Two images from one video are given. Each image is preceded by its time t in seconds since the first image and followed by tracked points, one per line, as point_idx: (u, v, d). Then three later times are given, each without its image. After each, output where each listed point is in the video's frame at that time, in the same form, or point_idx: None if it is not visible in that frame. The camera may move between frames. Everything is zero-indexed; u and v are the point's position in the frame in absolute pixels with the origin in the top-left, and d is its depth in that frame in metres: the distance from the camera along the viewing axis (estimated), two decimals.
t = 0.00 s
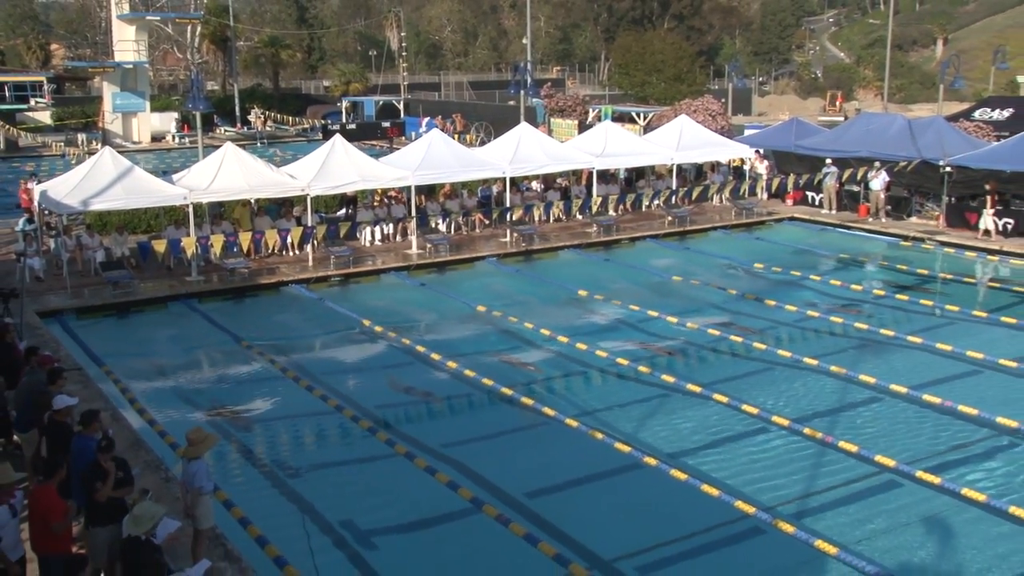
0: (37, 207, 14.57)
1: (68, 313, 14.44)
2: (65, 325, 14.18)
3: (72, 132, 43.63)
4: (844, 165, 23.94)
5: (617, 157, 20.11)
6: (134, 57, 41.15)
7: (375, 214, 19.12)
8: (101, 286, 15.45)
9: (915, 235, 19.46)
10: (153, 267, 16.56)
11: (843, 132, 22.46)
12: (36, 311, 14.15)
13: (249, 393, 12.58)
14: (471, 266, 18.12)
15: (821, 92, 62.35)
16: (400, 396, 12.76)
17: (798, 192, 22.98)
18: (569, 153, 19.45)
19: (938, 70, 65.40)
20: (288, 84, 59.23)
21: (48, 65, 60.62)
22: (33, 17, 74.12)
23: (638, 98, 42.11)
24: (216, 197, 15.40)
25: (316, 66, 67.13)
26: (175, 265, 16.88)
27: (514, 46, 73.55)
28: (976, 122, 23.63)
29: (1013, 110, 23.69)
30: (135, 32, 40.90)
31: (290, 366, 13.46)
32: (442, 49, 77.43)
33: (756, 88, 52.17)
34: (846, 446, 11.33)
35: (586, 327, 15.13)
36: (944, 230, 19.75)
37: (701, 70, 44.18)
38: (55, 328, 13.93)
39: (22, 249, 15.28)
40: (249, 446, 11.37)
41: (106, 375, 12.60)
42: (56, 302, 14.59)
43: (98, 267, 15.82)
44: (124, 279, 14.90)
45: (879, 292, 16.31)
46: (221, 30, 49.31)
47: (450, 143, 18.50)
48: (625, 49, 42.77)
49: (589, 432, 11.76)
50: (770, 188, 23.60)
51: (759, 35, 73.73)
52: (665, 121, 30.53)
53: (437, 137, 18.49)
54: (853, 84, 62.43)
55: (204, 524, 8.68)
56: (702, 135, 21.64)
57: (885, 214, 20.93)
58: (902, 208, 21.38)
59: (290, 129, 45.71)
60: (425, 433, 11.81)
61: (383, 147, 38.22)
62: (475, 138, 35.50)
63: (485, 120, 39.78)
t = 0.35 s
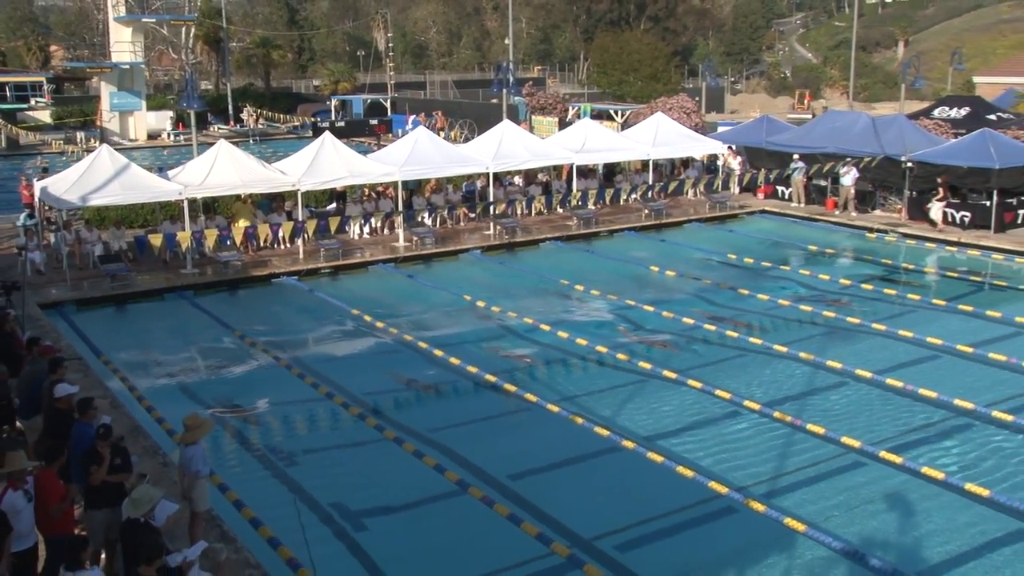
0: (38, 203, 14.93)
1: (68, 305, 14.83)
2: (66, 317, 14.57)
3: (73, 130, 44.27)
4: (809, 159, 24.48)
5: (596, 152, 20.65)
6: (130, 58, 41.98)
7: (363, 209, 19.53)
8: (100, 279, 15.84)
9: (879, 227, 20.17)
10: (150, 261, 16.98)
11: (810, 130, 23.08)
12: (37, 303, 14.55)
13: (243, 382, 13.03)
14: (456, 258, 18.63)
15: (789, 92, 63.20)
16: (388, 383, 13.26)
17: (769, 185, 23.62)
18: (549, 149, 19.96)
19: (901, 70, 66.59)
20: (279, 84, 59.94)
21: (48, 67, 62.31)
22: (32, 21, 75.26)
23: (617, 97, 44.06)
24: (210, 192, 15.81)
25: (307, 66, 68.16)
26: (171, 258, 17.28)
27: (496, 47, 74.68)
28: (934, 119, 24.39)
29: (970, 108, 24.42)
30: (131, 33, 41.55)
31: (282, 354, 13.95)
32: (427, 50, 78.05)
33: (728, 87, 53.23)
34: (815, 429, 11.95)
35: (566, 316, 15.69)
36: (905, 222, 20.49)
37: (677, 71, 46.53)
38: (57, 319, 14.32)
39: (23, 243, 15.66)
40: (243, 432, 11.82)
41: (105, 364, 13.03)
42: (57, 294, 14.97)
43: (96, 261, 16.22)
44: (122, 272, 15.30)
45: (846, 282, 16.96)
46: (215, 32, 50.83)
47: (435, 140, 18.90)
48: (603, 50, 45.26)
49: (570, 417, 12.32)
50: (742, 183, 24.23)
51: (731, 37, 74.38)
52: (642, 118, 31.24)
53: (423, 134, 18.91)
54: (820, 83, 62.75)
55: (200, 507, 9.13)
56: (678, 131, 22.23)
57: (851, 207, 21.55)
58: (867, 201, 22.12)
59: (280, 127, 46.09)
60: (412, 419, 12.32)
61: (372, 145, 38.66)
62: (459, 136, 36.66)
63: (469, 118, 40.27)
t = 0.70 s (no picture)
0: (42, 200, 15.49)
1: (71, 296, 15.42)
2: (70, 308, 15.15)
3: (75, 129, 45.17)
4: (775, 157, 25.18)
5: (574, 150, 21.36)
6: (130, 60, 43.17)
7: (352, 204, 20.15)
8: (101, 272, 16.49)
9: (842, 221, 20.97)
10: (149, 255, 17.63)
11: (777, 127, 23.77)
12: (41, 295, 15.15)
13: (238, 370, 13.61)
14: (441, 251, 19.28)
15: (757, 92, 64.54)
16: (376, 370, 13.87)
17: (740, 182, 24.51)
18: (529, 146, 20.62)
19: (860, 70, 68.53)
20: (270, 84, 60.92)
21: (50, 70, 63.51)
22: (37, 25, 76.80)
23: (593, 96, 48.67)
24: (206, 188, 16.32)
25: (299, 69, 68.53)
26: (169, 252, 17.92)
27: (480, 48, 76.28)
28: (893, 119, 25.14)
29: (925, 109, 25.09)
30: (131, 37, 43.11)
31: (275, 343, 14.55)
32: (412, 53, 78.83)
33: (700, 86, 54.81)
34: (781, 412, 12.66)
35: (547, 307, 16.37)
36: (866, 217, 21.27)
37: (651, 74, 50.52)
38: (61, 310, 14.89)
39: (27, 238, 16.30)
40: (239, 419, 12.38)
41: (106, 353, 13.59)
42: (61, 287, 15.58)
43: (97, 255, 16.85)
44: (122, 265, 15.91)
45: (813, 273, 17.73)
46: (210, 36, 52.11)
47: (422, 139, 19.43)
48: (581, 53, 49.44)
49: (550, 402, 12.98)
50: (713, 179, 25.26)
51: (702, 40, 75.17)
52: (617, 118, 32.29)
53: (410, 133, 19.41)
54: (786, 86, 64.34)
55: (197, 489, 9.66)
56: (652, 131, 22.89)
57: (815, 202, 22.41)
58: (830, 196, 22.99)
59: (273, 125, 46.77)
60: (400, 405, 12.94)
61: (360, 143, 39.44)
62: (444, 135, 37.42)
63: (456, 117, 41.11)
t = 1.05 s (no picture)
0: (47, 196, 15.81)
1: (77, 289, 16.04)
2: (75, 300, 15.71)
3: (79, 129, 45.98)
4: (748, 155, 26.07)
5: (556, 148, 22.03)
6: (132, 63, 44.10)
7: (344, 199, 20.79)
8: (105, 265, 17.13)
9: (809, 215, 21.81)
10: (150, 249, 18.28)
11: (751, 125, 24.59)
12: (48, 287, 15.77)
13: (237, 359, 14.20)
14: (429, 244, 19.93)
15: (730, 93, 65.72)
16: (367, 359, 14.50)
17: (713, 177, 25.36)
18: (512, 144, 21.28)
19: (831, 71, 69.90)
20: (263, 85, 61.73)
21: (56, 73, 64.48)
22: (43, 29, 77.98)
23: (574, 96, 49.81)
24: (204, 185, 16.85)
25: (293, 70, 68.19)
26: (169, 246, 18.57)
27: (466, 50, 77.29)
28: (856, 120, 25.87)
29: (887, 108, 25.58)
30: (132, 40, 43.94)
31: (271, 333, 15.17)
32: (402, 54, 79.48)
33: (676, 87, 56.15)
34: (754, 396, 13.36)
35: (531, 296, 17.06)
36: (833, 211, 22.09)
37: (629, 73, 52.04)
38: (67, 301, 15.46)
39: (35, 232, 16.94)
40: (237, 406, 12.94)
41: (112, 343, 14.17)
42: (67, 280, 16.14)
43: (101, 249, 17.50)
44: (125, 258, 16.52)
45: (784, 264, 18.51)
46: (208, 39, 53.14)
47: (411, 137, 20.05)
48: (561, 56, 50.14)
49: (533, 388, 13.66)
50: (688, 175, 26.23)
51: (677, 43, 75.81)
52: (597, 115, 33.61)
53: (399, 131, 20.04)
54: (758, 87, 65.27)
55: (197, 472, 10.22)
56: (632, 130, 23.61)
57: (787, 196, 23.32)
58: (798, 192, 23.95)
59: (269, 125, 47.39)
60: (391, 391, 13.55)
61: (352, 142, 40.14)
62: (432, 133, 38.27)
63: (442, 116, 42.01)
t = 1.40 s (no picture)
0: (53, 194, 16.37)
1: (81, 282, 16.67)
2: (80, 293, 16.37)
3: (86, 130, 46.77)
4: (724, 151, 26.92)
5: (539, 145, 22.75)
6: (133, 67, 44.95)
7: (336, 195, 21.47)
8: (108, 259, 17.79)
9: (779, 210, 22.75)
10: (151, 244, 18.95)
11: (724, 123, 25.48)
12: (55, 281, 16.40)
13: (235, 349, 14.79)
14: (418, 238, 20.59)
15: (704, 93, 67.00)
16: (359, 348, 15.09)
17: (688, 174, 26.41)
18: (497, 143, 21.97)
19: (792, 75, 72.27)
20: (256, 86, 62.56)
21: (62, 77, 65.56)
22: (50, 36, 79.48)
23: (557, 96, 50.96)
24: (203, 183, 17.42)
25: (287, 71, 69.26)
26: (169, 241, 19.26)
27: (453, 52, 78.51)
28: (822, 120, 26.60)
29: (851, 109, 26.37)
30: (134, 45, 44.82)
31: (267, 323, 15.79)
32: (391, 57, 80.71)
33: (651, 89, 58.05)
34: (728, 382, 14.01)
35: (517, 288, 17.79)
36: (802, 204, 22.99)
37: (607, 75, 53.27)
38: (73, 295, 16.11)
39: (41, 229, 17.59)
40: (235, 393, 13.51)
41: (116, 334, 14.78)
42: (72, 274, 16.83)
43: (105, 244, 18.14)
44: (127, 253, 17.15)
45: (759, 257, 19.33)
46: (207, 42, 54.17)
47: (400, 135, 20.68)
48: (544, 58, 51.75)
49: (518, 375, 14.28)
50: (665, 171, 27.12)
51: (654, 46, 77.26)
52: (580, 113, 35.03)
53: (388, 130, 20.68)
54: (729, 87, 66.55)
55: (197, 456, 10.76)
56: (611, 128, 24.42)
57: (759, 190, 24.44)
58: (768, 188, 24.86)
59: (264, 125, 48.02)
60: (381, 379, 14.13)
61: (343, 141, 40.88)
62: (420, 130, 39.32)
63: (428, 116, 43.10)
